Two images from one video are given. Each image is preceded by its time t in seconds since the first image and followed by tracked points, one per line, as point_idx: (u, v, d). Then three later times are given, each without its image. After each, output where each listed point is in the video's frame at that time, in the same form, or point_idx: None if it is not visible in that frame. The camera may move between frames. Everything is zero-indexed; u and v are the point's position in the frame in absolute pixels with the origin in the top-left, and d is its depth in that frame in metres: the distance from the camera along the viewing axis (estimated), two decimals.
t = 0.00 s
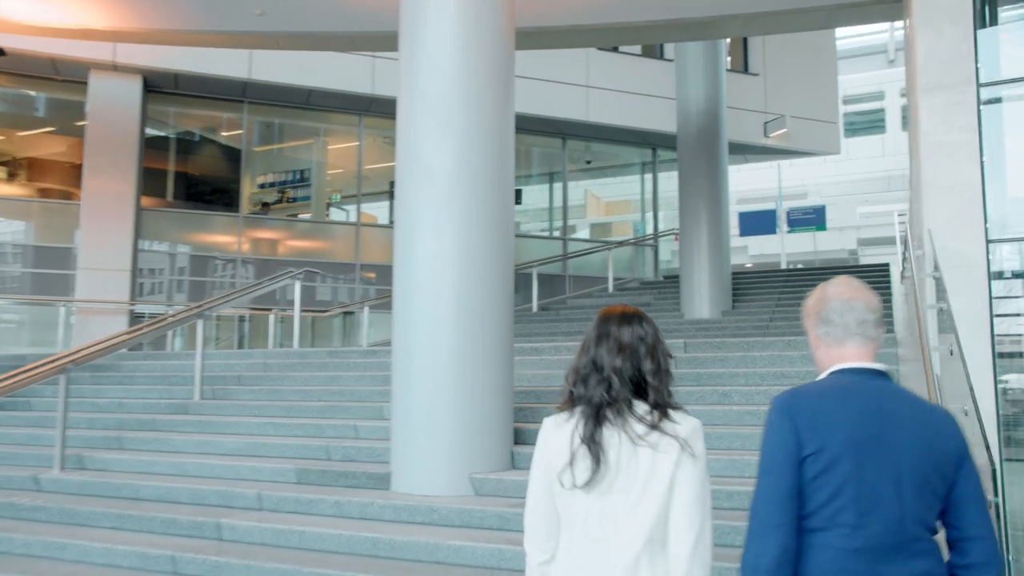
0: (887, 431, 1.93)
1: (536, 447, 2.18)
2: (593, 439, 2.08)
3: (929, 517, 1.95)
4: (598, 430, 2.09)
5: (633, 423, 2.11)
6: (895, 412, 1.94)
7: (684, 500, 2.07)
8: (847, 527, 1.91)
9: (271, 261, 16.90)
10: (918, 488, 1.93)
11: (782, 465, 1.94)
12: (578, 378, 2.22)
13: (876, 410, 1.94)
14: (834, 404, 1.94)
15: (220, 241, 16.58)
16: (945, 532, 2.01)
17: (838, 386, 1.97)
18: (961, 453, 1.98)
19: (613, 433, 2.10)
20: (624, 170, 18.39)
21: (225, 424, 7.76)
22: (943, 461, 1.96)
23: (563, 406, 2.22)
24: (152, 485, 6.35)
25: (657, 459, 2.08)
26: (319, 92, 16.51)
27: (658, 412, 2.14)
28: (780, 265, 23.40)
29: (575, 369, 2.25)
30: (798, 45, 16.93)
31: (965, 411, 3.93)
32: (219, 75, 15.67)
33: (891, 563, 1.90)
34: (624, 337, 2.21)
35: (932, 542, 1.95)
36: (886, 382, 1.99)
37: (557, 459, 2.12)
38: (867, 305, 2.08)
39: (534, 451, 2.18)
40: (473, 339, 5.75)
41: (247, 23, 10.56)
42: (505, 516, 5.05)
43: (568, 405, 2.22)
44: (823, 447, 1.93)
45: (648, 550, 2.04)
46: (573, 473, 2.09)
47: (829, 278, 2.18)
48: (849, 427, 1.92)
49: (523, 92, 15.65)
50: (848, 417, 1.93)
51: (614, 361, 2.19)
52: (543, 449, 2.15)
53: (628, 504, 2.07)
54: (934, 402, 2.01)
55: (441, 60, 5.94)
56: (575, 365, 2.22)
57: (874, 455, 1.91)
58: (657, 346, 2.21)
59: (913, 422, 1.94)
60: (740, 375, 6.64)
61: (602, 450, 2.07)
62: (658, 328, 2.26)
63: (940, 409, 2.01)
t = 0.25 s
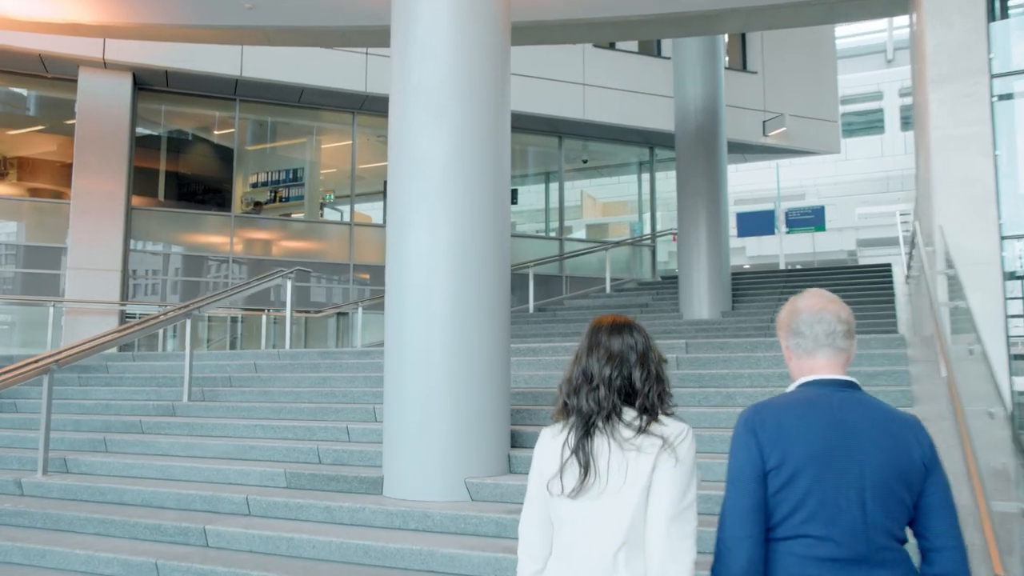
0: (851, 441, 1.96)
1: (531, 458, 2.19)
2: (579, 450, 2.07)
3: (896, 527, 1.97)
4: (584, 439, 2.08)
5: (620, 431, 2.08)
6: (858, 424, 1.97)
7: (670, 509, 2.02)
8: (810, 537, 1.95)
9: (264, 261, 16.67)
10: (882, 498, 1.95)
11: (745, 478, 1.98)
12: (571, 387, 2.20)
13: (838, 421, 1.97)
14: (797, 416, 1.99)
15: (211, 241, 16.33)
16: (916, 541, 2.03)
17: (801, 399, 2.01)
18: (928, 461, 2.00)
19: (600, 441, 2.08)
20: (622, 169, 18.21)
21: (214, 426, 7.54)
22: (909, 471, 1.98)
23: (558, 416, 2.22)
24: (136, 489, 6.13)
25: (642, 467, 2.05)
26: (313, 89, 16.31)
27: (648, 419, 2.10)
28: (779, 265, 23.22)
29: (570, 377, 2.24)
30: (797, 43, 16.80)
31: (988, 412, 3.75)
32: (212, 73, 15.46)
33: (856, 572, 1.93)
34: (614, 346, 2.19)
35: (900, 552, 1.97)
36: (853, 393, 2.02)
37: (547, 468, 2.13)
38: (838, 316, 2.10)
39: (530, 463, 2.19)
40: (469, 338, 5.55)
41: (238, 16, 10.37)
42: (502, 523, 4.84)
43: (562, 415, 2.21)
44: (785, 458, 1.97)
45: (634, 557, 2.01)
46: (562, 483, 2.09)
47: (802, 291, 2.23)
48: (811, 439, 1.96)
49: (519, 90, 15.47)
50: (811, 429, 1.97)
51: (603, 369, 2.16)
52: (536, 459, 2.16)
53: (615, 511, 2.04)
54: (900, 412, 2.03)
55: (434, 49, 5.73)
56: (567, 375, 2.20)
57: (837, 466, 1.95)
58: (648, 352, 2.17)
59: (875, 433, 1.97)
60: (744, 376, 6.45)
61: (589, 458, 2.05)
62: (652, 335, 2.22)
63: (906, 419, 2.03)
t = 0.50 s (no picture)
0: (826, 426, 1.99)
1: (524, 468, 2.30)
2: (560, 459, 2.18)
3: (875, 509, 1.99)
4: (567, 449, 2.19)
5: (602, 440, 2.19)
6: (832, 409, 1.99)
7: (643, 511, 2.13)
8: (785, 521, 1.97)
9: (260, 261, 16.46)
10: (860, 481, 1.97)
11: (720, 463, 2.02)
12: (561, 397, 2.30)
13: (814, 406, 2.00)
14: (770, 402, 2.01)
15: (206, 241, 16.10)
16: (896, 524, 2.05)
17: (775, 385, 2.04)
18: (906, 445, 2.03)
19: (582, 451, 2.19)
20: (622, 167, 18.01)
21: (203, 428, 7.32)
22: (886, 454, 2.01)
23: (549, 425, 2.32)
24: (122, 493, 5.90)
25: (618, 473, 2.15)
26: (310, 86, 16.11)
27: (628, 427, 2.20)
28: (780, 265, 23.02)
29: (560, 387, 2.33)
30: (799, 40, 16.61)
31: (1019, 416, 3.54)
32: (206, 70, 15.26)
33: (832, 556, 1.94)
34: (602, 356, 2.27)
35: (881, 536, 1.99)
36: (831, 379, 2.04)
37: (538, 478, 2.24)
38: (815, 303, 2.12)
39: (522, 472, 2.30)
40: (465, 337, 5.34)
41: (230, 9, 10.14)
42: (499, 530, 4.62)
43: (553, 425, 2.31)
44: (759, 443, 2.00)
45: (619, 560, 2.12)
46: (552, 491, 2.20)
47: (780, 283, 2.25)
48: (784, 424, 1.99)
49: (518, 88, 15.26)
50: (784, 415, 1.99)
51: (590, 380, 2.25)
52: (527, 470, 2.27)
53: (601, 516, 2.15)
54: (878, 396, 2.06)
55: (430, 36, 5.51)
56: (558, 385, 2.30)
57: (812, 450, 1.98)
58: (634, 363, 2.25)
59: (852, 417, 2.00)
60: (750, 376, 6.25)
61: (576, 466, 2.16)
62: (638, 344, 2.30)
63: (884, 403, 2.06)
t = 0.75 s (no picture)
0: (803, 419, 2.06)
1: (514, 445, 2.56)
2: (545, 435, 2.42)
3: (862, 503, 2.03)
4: (552, 427, 2.43)
5: (585, 419, 2.41)
6: (810, 404, 2.06)
7: (624, 487, 2.31)
8: (766, 514, 2.06)
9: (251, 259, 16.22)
10: (843, 474, 2.03)
11: (699, 458, 2.15)
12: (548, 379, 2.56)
13: (792, 401, 2.08)
14: (747, 398, 2.12)
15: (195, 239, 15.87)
16: (890, 517, 2.08)
17: (752, 379, 2.16)
18: (891, 438, 2.05)
19: (566, 429, 2.42)
20: (618, 166, 17.81)
21: (186, 430, 7.10)
22: (871, 448, 2.04)
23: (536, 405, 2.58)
24: (98, 498, 5.66)
25: (599, 450, 2.35)
26: (302, 82, 15.90)
27: (609, 408, 2.42)
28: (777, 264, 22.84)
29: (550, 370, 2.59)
30: (797, 37, 16.43)
31: None
32: (196, 64, 15.02)
33: (817, 547, 2.01)
34: (587, 340, 2.51)
35: (869, 527, 2.04)
36: (812, 372, 2.13)
37: (521, 452, 2.49)
38: (804, 298, 2.23)
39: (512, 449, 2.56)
40: (457, 335, 5.14)
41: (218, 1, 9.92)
42: (490, 538, 4.43)
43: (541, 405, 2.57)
44: (736, 438, 2.11)
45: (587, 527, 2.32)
46: (530, 463, 2.44)
47: (772, 278, 2.35)
48: (760, 419, 2.09)
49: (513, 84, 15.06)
50: (760, 411, 2.09)
51: (575, 361, 2.49)
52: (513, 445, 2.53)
53: (572, 487, 2.36)
54: (863, 390, 2.10)
55: (421, 21, 5.30)
56: (548, 370, 2.55)
57: (790, 443, 2.06)
58: (619, 348, 2.49)
59: (831, 412, 2.05)
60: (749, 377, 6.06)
61: (551, 439, 2.41)
62: (626, 332, 2.52)
63: (869, 396, 2.09)
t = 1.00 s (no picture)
0: (790, 422, 2.01)
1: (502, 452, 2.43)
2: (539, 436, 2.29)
3: (848, 508, 1.98)
4: (546, 428, 2.30)
5: (581, 420, 2.28)
6: (796, 407, 2.01)
7: (621, 490, 2.18)
8: (749, 517, 2.01)
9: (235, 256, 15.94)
10: (829, 478, 1.97)
11: (685, 458, 2.10)
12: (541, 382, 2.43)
13: (778, 403, 2.03)
14: (737, 400, 2.07)
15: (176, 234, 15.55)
16: (877, 524, 2.02)
17: (743, 383, 2.11)
18: (878, 444, 1.99)
19: (561, 429, 2.29)
20: (607, 163, 17.66)
21: (160, 429, 6.86)
22: (857, 452, 1.99)
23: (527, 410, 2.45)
24: (65, 501, 5.44)
25: (596, 451, 2.22)
26: (285, 75, 15.61)
27: (605, 410, 2.29)
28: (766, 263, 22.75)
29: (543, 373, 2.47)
30: (786, 34, 16.30)
31: None
32: (177, 56, 14.72)
33: (799, 552, 1.97)
34: (585, 341, 2.40)
35: (852, 533, 1.98)
36: (802, 377, 2.07)
37: (509, 457, 2.36)
38: (795, 304, 2.15)
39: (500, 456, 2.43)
40: (439, 336, 4.94)
41: None
42: (471, 544, 4.24)
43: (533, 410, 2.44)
44: (722, 439, 2.06)
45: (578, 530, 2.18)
46: (517, 466, 2.31)
47: (763, 283, 2.28)
48: (746, 421, 2.04)
49: (500, 79, 14.88)
50: (748, 413, 2.04)
51: (572, 361, 2.37)
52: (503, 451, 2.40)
53: (563, 489, 2.22)
54: (852, 394, 2.05)
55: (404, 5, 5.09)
56: (543, 372, 2.42)
57: (777, 447, 2.00)
58: (617, 350, 2.37)
59: (817, 415, 2.00)
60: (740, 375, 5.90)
61: (541, 442, 2.28)
62: (624, 335, 2.40)
63: (857, 401, 2.04)
